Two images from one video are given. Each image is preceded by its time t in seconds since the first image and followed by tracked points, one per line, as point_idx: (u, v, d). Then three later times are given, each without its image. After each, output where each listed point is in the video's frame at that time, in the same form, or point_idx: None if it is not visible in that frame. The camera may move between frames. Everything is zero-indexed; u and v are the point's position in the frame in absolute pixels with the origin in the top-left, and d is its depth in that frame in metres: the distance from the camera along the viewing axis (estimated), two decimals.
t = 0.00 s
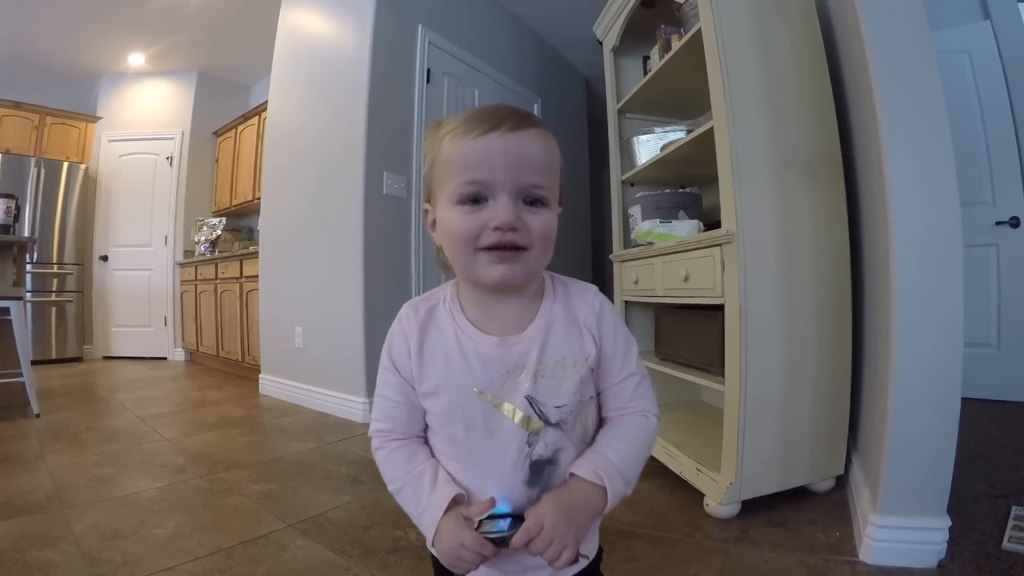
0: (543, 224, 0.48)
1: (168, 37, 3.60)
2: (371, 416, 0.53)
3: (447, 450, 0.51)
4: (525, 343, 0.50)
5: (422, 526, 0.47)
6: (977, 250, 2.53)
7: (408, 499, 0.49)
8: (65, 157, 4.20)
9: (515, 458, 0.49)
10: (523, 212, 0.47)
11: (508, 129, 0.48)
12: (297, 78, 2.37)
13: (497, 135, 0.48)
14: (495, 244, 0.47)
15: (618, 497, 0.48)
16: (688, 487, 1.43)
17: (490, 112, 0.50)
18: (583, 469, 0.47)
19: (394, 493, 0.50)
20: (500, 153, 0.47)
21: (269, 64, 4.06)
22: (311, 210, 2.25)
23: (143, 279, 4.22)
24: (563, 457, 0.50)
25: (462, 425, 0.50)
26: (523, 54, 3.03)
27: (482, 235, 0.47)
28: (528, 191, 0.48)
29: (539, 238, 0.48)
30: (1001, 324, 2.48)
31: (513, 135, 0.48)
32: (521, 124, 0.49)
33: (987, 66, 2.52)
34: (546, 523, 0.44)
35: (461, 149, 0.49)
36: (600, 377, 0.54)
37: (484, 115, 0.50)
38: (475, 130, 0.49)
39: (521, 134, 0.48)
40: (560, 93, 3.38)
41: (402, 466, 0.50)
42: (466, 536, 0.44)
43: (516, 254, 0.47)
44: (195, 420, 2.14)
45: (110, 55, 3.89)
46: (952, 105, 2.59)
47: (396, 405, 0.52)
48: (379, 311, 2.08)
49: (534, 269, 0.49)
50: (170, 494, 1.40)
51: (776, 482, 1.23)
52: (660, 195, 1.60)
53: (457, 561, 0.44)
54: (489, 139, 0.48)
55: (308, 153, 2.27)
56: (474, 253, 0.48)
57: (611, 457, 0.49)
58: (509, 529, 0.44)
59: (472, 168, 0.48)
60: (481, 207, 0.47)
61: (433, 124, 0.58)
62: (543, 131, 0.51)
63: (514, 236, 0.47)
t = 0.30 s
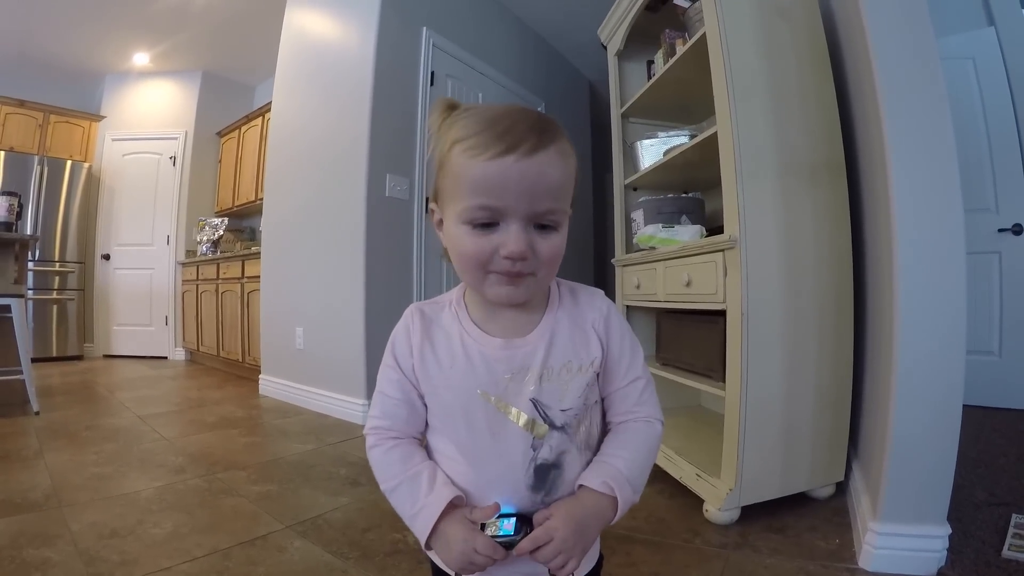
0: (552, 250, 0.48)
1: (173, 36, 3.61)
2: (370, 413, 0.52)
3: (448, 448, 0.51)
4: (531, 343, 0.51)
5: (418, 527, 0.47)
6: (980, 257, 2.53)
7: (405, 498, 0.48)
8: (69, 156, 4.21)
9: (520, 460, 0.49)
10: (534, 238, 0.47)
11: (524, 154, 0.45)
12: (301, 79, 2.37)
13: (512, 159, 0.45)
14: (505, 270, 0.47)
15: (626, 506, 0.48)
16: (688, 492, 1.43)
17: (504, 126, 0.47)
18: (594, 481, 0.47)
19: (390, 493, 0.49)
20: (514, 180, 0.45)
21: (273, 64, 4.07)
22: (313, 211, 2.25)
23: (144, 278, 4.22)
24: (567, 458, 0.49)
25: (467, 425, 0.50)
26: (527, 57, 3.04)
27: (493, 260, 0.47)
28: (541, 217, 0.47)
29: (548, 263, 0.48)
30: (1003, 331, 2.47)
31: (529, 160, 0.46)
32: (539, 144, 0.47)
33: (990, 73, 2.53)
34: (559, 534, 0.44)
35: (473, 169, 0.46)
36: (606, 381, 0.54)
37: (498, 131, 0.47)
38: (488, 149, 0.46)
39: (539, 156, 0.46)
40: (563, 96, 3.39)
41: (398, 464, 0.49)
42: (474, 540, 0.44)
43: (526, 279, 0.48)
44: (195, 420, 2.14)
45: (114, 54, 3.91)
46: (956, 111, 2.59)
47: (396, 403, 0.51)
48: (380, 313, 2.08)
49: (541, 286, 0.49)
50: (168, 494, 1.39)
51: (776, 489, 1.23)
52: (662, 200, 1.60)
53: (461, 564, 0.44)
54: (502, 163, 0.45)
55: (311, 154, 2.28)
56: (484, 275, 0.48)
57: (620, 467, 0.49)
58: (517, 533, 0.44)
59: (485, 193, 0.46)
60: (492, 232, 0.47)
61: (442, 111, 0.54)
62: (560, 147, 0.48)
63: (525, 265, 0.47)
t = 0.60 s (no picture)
0: (563, 261, 0.48)
1: (171, 43, 3.62)
2: (371, 409, 0.52)
3: (448, 442, 0.51)
4: (536, 339, 0.51)
5: (417, 520, 0.46)
6: (982, 251, 2.53)
7: (403, 493, 0.47)
8: (69, 164, 4.22)
9: (524, 454, 0.48)
10: (546, 250, 0.47)
11: (540, 170, 0.45)
12: (300, 84, 2.37)
13: (529, 175, 0.45)
14: (515, 281, 0.47)
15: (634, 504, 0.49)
16: (692, 490, 1.42)
17: (520, 138, 0.47)
18: (607, 479, 0.48)
19: (388, 489, 0.49)
20: (529, 195, 0.45)
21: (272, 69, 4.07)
22: (314, 215, 2.25)
23: (145, 284, 4.23)
24: (571, 454, 0.49)
25: (469, 419, 0.49)
26: (525, 58, 3.04)
27: (504, 271, 0.47)
28: (553, 230, 0.47)
29: (558, 275, 0.48)
30: (1006, 325, 2.47)
31: (545, 176, 0.45)
32: (555, 158, 0.47)
33: (988, 66, 2.52)
34: (574, 528, 0.44)
35: (487, 182, 0.46)
36: (609, 380, 0.54)
37: (513, 143, 0.47)
38: (503, 163, 0.46)
39: (554, 171, 0.46)
40: (561, 96, 3.39)
41: (398, 459, 0.49)
42: (481, 530, 0.44)
43: (535, 290, 0.48)
44: (197, 425, 2.14)
45: (113, 62, 3.92)
46: (955, 105, 2.59)
47: (399, 397, 0.51)
48: (381, 315, 2.08)
49: (548, 293, 0.50)
50: (171, 499, 1.40)
51: (781, 486, 1.22)
52: (662, 199, 1.60)
53: (466, 555, 0.44)
54: (518, 178, 0.45)
55: (310, 158, 2.28)
56: (494, 285, 0.49)
57: (626, 466, 0.49)
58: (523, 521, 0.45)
59: (498, 206, 0.46)
60: (505, 243, 0.47)
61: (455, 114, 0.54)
62: (575, 160, 0.48)
63: (535, 278, 0.47)
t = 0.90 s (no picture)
0: (561, 256, 0.48)
1: (167, 35, 3.59)
2: (358, 395, 0.51)
3: (434, 428, 0.50)
4: (528, 329, 0.51)
5: (400, 506, 0.45)
6: (975, 254, 2.54)
7: (388, 479, 0.46)
8: (62, 156, 4.18)
9: (512, 442, 0.48)
10: (546, 244, 0.46)
11: (548, 163, 0.45)
12: (295, 78, 2.36)
13: (537, 167, 0.45)
14: (512, 271, 0.47)
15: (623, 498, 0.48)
16: (684, 490, 1.42)
17: (531, 131, 0.46)
18: (599, 471, 0.47)
19: (371, 476, 0.48)
20: (536, 186, 0.44)
21: (268, 63, 4.05)
22: (307, 211, 2.24)
23: (138, 278, 4.20)
24: (560, 443, 0.49)
25: (457, 405, 0.48)
26: (522, 56, 3.04)
27: (502, 261, 0.47)
28: (555, 224, 0.46)
29: (554, 268, 0.48)
30: (997, 328, 2.48)
31: (552, 170, 0.45)
32: (563, 155, 0.46)
33: (984, 70, 2.53)
34: (563, 516, 0.44)
35: (495, 171, 0.46)
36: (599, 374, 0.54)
37: (524, 136, 0.46)
38: (513, 153, 0.45)
39: (562, 167, 0.46)
40: (559, 95, 3.38)
41: (384, 444, 0.48)
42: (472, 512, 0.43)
43: (531, 281, 0.48)
44: (189, 421, 2.12)
45: (108, 54, 3.88)
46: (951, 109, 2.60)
47: (387, 384, 0.51)
48: (375, 312, 2.07)
49: (543, 287, 0.49)
50: (162, 495, 1.39)
51: (773, 486, 1.22)
52: (656, 198, 1.59)
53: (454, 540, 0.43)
54: (526, 169, 0.45)
55: (305, 152, 2.27)
56: (491, 273, 0.48)
57: (618, 459, 0.49)
58: (511, 504, 0.44)
59: (503, 195, 0.45)
60: (506, 233, 0.46)
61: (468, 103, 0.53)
62: (583, 160, 0.48)
63: (533, 268, 0.47)
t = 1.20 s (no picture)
0: (558, 247, 0.47)
1: (171, 27, 3.58)
2: (362, 393, 0.51)
3: (433, 423, 0.50)
4: (528, 322, 0.50)
5: (394, 503, 0.44)
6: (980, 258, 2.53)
7: (384, 476, 0.46)
8: (65, 147, 4.18)
9: (511, 437, 0.47)
10: (542, 235, 0.46)
11: (543, 151, 0.44)
12: (299, 71, 2.35)
13: (531, 155, 0.44)
14: (508, 262, 0.46)
15: (625, 493, 0.48)
16: (685, 490, 1.42)
17: (526, 120, 0.46)
18: (598, 466, 0.47)
19: (370, 472, 0.48)
20: (530, 175, 0.44)
21: (272, 56, 4.04)
22: (310, 204, 2.23)
23: (140, 270, 4.20)
24: (560, 438, 0.47)
25: (456, 399, 0.48)
26: (527, 52, 3.02)
27: (498, 251, 0.46)
28: (551, 214, 0.45)
29: (552, 259, 0.47)
30: (1000, 332, 2.47)
31: (547, 159, 0.44)
32: (559, 144, 0.46)
33: (993, 73, 2.51)
34: (560, 513, 0.43)
35: (489, 161, 0.45)
36: (603, 366, 0.53)
37: (519, 125, 0.46)
38: (508, 143, 0.45)
39: (557, 156, 0.45)
40: (563, 92, 3.37)
41: (382, 441, 0.48)
42: (466, 518, 0.42)
43: (528, 272, 0.47)
44: (189, 413, 2.12)
45: (112, 45, 3.87)
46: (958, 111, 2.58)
47: (388, 381, 0.51)
48: (377, 307, 2.06)
49: (542, 279, 0.48)
50: (160, 487, 1.38)
51: (775, 487, 1.22)
52: (661, 195, 1.59)
53: (449, 537, 0.43)
54: (520, 157, 0.44)
55: (308, 145, 2.26)
56: (487, 264, 0.47)
57: (618, 456, 0.48)
58: (508, 506, 0.43)
59: (497, 184, 0.45)
60: (501, 224, 0.45)
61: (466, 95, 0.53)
62: (579, 148, 0.47)
63: (529, 259, 0.46)
